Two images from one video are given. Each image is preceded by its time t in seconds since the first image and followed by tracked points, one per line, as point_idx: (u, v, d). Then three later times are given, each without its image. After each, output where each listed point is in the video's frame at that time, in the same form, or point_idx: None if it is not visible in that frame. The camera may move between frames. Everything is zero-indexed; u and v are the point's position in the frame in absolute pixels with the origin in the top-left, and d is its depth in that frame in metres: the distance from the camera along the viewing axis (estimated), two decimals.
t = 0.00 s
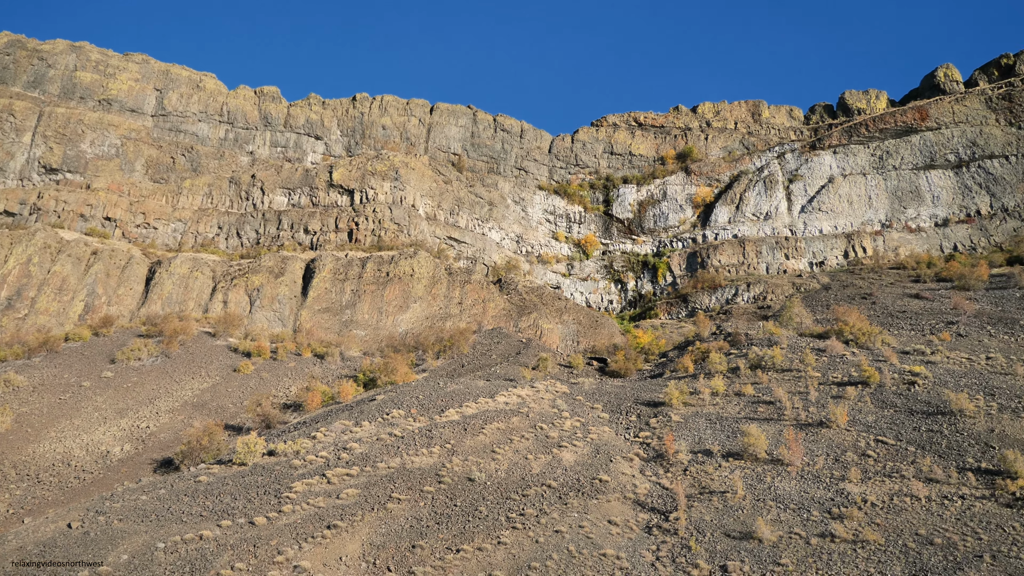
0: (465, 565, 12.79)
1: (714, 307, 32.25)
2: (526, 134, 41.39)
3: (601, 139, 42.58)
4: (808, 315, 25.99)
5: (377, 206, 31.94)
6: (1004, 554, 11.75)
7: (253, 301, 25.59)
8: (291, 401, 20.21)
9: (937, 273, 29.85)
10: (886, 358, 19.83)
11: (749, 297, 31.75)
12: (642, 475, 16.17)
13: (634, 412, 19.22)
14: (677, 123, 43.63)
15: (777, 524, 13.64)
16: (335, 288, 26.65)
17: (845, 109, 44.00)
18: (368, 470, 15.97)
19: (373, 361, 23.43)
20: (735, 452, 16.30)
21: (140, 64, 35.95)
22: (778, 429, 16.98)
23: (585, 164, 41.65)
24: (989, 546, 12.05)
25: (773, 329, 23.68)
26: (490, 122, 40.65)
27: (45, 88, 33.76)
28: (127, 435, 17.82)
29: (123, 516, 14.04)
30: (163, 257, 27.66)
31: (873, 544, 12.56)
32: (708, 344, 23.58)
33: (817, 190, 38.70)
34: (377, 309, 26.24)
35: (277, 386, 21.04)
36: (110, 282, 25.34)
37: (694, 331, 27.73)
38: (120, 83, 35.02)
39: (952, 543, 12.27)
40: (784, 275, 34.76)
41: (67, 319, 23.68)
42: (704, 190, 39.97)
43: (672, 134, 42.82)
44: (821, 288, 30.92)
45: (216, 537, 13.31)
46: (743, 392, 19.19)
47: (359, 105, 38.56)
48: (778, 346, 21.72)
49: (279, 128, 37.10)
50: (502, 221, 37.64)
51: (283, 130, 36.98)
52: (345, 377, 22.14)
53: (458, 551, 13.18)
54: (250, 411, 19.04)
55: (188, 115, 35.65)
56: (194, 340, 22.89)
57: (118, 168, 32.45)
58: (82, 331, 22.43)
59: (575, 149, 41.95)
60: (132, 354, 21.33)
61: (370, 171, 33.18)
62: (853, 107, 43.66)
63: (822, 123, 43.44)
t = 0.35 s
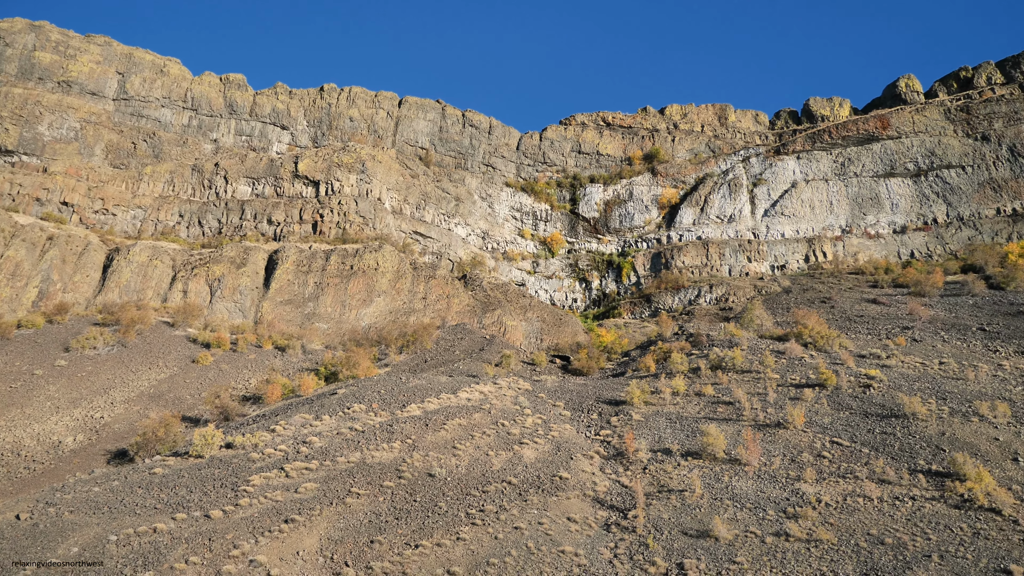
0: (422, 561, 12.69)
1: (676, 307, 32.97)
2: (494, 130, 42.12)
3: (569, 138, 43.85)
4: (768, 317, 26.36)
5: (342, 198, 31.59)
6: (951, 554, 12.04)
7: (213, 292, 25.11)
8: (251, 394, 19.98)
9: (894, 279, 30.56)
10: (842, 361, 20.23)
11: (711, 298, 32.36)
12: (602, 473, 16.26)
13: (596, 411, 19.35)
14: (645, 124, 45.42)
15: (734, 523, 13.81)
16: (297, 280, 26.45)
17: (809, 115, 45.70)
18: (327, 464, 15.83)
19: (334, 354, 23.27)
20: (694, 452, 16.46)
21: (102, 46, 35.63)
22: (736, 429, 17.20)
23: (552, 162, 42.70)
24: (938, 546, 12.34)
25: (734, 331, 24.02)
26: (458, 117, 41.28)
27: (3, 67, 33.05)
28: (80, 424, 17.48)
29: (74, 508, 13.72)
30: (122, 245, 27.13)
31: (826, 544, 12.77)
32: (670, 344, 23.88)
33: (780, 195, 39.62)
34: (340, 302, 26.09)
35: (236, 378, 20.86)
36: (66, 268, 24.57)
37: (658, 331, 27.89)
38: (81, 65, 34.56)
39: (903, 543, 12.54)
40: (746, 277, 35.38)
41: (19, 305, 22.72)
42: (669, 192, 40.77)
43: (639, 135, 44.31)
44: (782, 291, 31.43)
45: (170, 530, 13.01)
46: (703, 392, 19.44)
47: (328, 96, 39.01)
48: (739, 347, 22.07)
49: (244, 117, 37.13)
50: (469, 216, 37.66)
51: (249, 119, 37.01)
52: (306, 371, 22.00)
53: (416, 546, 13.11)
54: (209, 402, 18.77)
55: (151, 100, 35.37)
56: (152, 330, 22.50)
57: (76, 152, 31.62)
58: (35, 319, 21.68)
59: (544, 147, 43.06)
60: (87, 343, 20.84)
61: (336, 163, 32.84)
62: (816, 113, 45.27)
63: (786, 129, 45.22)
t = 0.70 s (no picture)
0: (383, 557, 12.64)
1: (642, 307, 33.32)
2: (463, 126, 42.52)
3: (538, 136, 44.41)
4: (731, 318, 26.78)
5: (309, 190, 31.16)
6: (903, 553, 12.31)
7: (174, 283, 24.70)
8: (211, 387, 19.73)
9: (854, 283, 31.22)
10: (802, 363, 20.60)
11: (676, 299, 32.86)
12: (564, 470, 16.33)
13: (559, 408, 19.43)
14: (614, 124, 46.11)
15: (693, 521, 13.96)
16: (261, 273, 26.17)
17: (775, 119, 47.32)
18: (287, 459, 15.67)
19: (298, 348, 23.10)
20: (655, 451, 16.61)
21: (64, 29, 34.91)
22: (698, 429, 17.38)
23: (521, 159, 43.28)
24: (890, 545, 12.61)
25: (697, 331, 24.33)
26: (428, 112, 41.58)
27: None
28: (32, 416, 17.09)
29: (25, 501, 13.38)
30: (81, 232, 26.36)
31: (783, 543, 12.97)
32: (635, 344, 24.10)
33: (745, 198, 40.70)
34: (304, 296, 25.90)
35: (196, 370, 20.61)
36: (21, 255, 23.76)
37: (621, 331, 28.43)
38: (41, 47, 33.87)
39: (857, 542, 12.79)
40: (710, 279, 36.03)
41: None
42: (637, 193, 41.83)
43: (608, 135, 45.03)
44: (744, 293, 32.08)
45: (125, 524, 12.72)
46: (665, 392, 19.62)
47: (296, 87, 38.61)
48: (701, 347, 22.38)
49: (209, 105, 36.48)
50: (437, 212, 37.83)
51: (214, 108, 36.38)
52: (268, 364, 21.76)
53: (377, 542, 13.04)
54: (167, 395, 18.65)
55: (113, 86, 34.68)
56: (110, 321, 22.06)
57: (35, 137, 30.60)
58: None
59: (512, 144, 43.55)
60: (42, 332, 20.28)
61: (303, 155, 32.25)
62: (783, 118, 46.94)
63: (753, 133, 46.73)
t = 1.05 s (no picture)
0: (344, 552, 12.57)
1: (607, 306, 33.57)
2: (432, 121, 42.53)
3: (508, 133, 44.70)
4: (695, 317, 27.11)
5: (275, 181, 31.03)
6: (857, 551, 12.56)
7: (134, 273, 24.17)
8: (171, 379, 19.51)
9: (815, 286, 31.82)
10: (764, 363, 20.92)
11: (641, 299, 33.11)
12: (527, 467, 16.37)
13: (523, 405, 19.50)
14: (583, 123, 46.84)
15: (654, 518, 14.10)
16: (225, 264, 25.68)
17: (742, 122, 48.16)
18: (248, 454, 15.48)
19: (261, 340, 22.90)
20: (618, 448, 16.73)
21: (23, 11, 34.30)
22: (660, 427, 17.54)
23: (489, 155, 43.49)
24: (845, 543, 12.86)
25: (661, 330, 24.60)
26: (397, 106, 41.40)
27: None
28: None
29: None
30: (38, 219, 25.50)
31: (741, 540, 13.17)
32: (600, 342, 24.33)
33: (711, 199, 41.37)
34: (268, 288, 25.66)
35: (155, 362, 20.29)
36: None
37: (586, 329, 28.29)
38: None
39: (813, 540, 13.03)
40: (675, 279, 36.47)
41: None
42: (604, 191, 42.01)
43: (577, 134, 45.64)
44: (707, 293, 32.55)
45: (80, 518, 12.40)
46: (629, 390, 19.80)
47: (263, 77, 38.24)
48: (665, 346, 22.63)
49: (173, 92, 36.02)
50: (404, 207, 37.55)
51: (178, 95, 35.89)
52: (230, 357, 21.46)
53: (338, 537, 12.96)
54: (125, 387, 18.18)
55: (73, 70, 34.00)
56: (67, 310, 21.50)
57: None
58: None
59: (481, 140, 43.77)
60: None
61: (269, 145, 32.21)
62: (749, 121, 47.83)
63: (720, 135, 47.58)
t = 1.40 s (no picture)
0: (303, 547, 12.45)
1: (573, 302, 33.83)
2: (400, 114, 42.05)
3: (476, 128, 44.59)
4: (659, 316, 27.33)
5: (239, 171, 30.54)
6: (812, 548, 12.78)
7: (93, 262, 23.47)
8: (129, 370, 19.20)
9: (777, 286, 32.29)
10: (725, 362, 21.23)
11: (606, 297, 33.21)
12: (490, 462, 16.37)
13: (487, 400, 19.54)
14: (552, 120, 47.16)
15: (614, 515, 14.19)
16: (186, 254, 25.16)
17: (709, 123, 48.85)
18: (207, 447, 15.24)
19: (222, 333, 22.77)
20: (581, 445, 16.81)
21: None
22: (623, 424, 17.67)
23: (457, 150, 43.39)
24: (801, 540, 13.07)
25: (625, 328, 24.81)
26: (365, 98, 40.99)
27: None
28: None
29: None
30: None
31: (700, 536, 13.33)
32: (565, 338, 24.48)
33: (677, 199, 41.97)
34: (231, 280, 25.32)
35: (113, 353, 19.97)
36: None
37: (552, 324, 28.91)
38: None
39: (770, 537, 13.22)
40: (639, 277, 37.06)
41: None
42: (571, 189, 42.13)
43: (546, 131, 46.10)
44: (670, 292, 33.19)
45: (31, 511, 12.04)
46: (592, 387, 19.94)
47: (229, 64, 37.75)
48: (630, 345, 22.83)
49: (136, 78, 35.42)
50: (371, 200, 37.05)
51: (141, 81, 35.27)
52: (191, 349, 21.17)
53: (297, 532, 12.82)
54: (81, 377, 17.88)
55: (31, 52, 33.15)
56: (21, 298, 20.71)
57: None
58: None
59: (450, 134, 43.55)
60: None
61: (235, 134, 31.75)
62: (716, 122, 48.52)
63: (687, 135, 48.46)
